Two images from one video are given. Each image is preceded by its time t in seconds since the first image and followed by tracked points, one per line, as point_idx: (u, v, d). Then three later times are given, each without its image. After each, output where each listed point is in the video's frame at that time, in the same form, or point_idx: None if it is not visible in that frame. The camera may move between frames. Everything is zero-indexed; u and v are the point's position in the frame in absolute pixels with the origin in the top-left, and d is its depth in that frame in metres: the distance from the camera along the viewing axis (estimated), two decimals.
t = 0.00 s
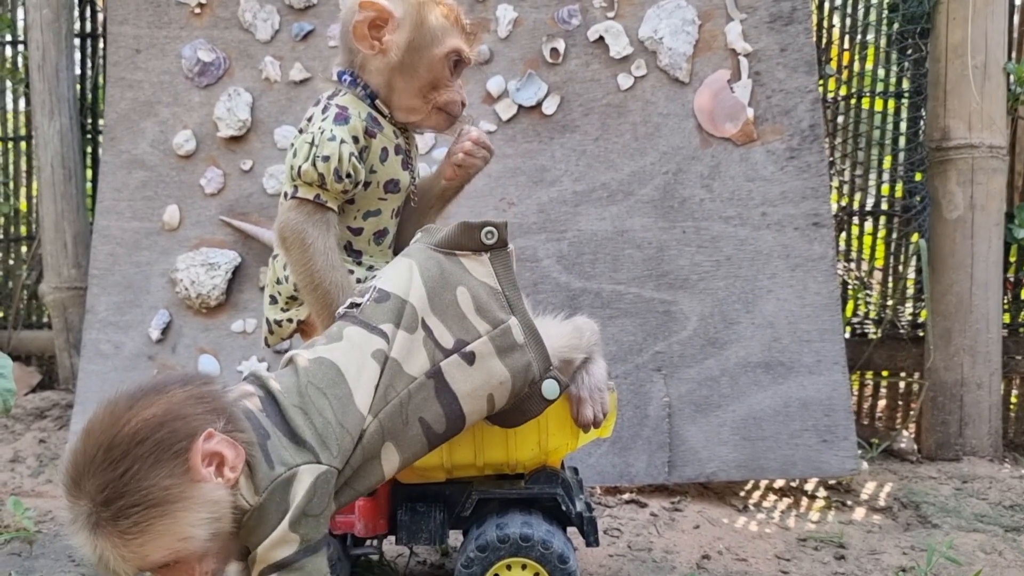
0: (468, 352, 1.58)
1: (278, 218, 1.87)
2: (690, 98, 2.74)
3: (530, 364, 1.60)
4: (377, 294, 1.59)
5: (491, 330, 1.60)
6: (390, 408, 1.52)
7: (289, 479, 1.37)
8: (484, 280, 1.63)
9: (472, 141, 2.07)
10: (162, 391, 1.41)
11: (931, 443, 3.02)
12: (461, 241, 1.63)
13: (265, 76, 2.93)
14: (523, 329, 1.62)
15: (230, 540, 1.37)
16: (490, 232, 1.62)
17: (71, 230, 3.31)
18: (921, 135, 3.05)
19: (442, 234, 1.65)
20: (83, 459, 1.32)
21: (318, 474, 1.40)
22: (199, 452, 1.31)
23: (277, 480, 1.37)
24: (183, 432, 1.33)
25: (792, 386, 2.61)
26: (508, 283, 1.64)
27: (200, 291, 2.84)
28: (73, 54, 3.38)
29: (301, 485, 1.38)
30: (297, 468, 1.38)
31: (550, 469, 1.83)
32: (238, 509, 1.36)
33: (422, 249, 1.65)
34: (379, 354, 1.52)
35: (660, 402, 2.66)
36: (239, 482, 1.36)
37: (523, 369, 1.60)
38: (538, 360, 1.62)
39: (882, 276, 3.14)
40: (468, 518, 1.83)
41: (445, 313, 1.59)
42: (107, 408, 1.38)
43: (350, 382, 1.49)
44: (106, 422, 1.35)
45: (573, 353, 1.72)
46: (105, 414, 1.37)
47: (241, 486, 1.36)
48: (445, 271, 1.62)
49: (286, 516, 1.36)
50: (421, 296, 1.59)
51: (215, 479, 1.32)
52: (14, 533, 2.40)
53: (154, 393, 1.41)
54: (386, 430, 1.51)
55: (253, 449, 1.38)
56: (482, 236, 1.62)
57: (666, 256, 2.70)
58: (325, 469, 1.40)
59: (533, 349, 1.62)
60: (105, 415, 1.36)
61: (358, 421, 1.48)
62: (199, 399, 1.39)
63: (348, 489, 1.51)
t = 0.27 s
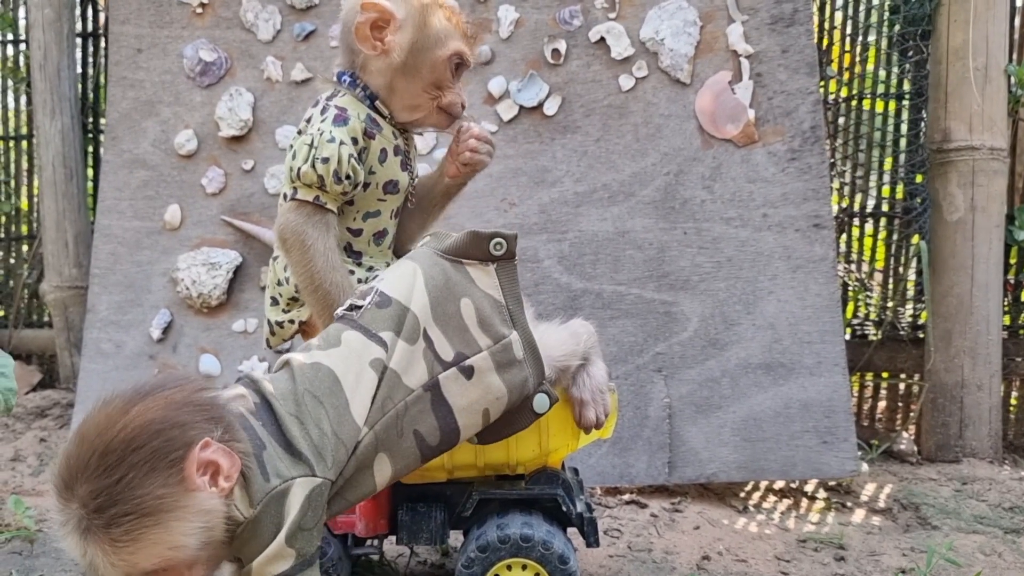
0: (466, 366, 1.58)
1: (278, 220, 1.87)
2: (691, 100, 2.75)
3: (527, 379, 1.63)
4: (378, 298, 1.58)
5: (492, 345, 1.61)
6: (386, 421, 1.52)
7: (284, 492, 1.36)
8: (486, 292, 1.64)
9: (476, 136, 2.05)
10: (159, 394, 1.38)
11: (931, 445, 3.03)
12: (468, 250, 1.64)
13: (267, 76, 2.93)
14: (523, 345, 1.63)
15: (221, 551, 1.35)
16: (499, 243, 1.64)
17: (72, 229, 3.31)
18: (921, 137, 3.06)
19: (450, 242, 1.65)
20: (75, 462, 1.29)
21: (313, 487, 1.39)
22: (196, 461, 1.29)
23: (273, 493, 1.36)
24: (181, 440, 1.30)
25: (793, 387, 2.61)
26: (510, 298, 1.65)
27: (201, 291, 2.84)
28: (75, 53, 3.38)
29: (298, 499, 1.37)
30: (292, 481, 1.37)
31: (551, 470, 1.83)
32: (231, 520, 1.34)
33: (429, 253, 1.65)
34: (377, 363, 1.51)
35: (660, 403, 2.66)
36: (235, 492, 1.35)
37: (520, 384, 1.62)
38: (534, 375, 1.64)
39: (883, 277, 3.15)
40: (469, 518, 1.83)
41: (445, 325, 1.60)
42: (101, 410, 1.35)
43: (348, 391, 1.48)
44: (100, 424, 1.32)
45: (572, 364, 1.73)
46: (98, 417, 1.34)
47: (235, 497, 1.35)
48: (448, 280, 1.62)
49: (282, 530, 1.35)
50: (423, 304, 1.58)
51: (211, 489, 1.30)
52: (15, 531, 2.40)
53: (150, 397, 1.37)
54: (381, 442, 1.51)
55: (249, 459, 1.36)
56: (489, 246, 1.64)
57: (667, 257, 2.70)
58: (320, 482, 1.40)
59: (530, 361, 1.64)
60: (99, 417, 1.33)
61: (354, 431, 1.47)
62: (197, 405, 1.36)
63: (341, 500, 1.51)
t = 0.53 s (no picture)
0: (469, 364, 1.59)
1: (292, 216, 1.90)
2: (691, 103, 2.76)
3: (531, 378, 1.64)
4: (380, 296, 1.59)
5: (497, 343, 1.62)
6: (390, 415, 1.53)
7: (290, 485, 1.36)
8: (490, 290, 1.65)
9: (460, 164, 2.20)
10: (165, 392, 1.38)
11: (930, 448, 3.04)
12: (473, 249, 1.65)
13: (268, 79, 2.94)
14: (527, 344, 1.65)
15: (223, 548, 1.35)
16: (503, 242, 1.64)
17: (73, 231, 3.32)
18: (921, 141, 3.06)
19: (454, 241, 1.66)
20: (80, 459, 1.29)
21: (319, 479, 1.39)
22: (200, 459, 1.29)
23: (279, 486, 1.35)
24: (185, 438, 1.30)
25: (792, 390, 2.62)
26: (513, 296, 1.66)
27: (202, 293, 2.85)
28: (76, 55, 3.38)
29: (307, 490, 1.37)
30: (299, 473, 1.37)
31: (552, 472, 1.83)
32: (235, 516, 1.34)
33: (432, 250, 1.67)
34: (379, 359, 1.53)
35: (660, 406, 2.67)
36: (240, 488, 1.34)
37: (524, 382, 1.63)
38: (539, 375, 1.65)
39: (882, 280, 3.16)
40: (470, 520, 1.84)
41: (449, 323, 1.61)
42: (106, 407, 1.35)
43: (350, 387, 1.49)
44: (106, 421, 1.32)
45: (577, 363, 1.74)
46: (104, 413, 1.34)
47: (241, 491, 1.34)
48: (453, 277, 1.63)
49: (296, 520, 1.35)
50: (427, 302, 1.60)
51: (213, 487, 1.30)
52: (16, 532, 2.40)
53: (156, 395, 1.37)
54: (383, 437, 1.52)
55: (254, 454, 1.36)
56: (494, 246, 1.64)
57: (667, 260, 2.71)
58: (326, 473, 1.40)
59: (534, 360, 1.64)
60: (105, 415, 1.33)
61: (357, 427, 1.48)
62: (202, 403, 1.36)
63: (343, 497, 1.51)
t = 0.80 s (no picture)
0: (473, 337, 1.62)
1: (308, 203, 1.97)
2: (692, 107, 2.76)
3: (540, 354, 1.64)
4: (387, 280, 1.61)
5: (505, 320, 1.63)
6: (417, 391, 1.53)
7: (322, 450, 1.37)
8: (495, 271, 1.66)
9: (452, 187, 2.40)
10: (188, 385, 1.38)
11: (930, 452, 3.04)
12: (478, 234, 1.68)
13: (270, 82, 2.95)
14: (534, 323, 1.66)
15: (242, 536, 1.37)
16: (507, 227, 1.68)
17: (75, 233, 3.32)
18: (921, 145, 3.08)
19: (459, 226, 1.69)
20: (103, 449, 1.29)
21: (349, 440, 1.41)
22: (220, 454, 1.30)
23: (314, 452, 1.37)
24: (205, 432, 1.31)
25: (793, 394, 2.62)
26: (517, 274, 1.68)
27: (203, 295, 2.85)
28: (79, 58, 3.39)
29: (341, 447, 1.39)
30: (329, 436, 1.39)
31: (553, 475, 1.84)
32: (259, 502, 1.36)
33: (438, 237, 1.68)
34: (390, 337, 1.52)
35: (661, 409, 2.67)
36: (273, 465, 1.35)
37: (533, 361, 1.64)
38: (547, 356, 1.66)
39: (883, 284, 3.17)
40: (472, 522, 1.84)
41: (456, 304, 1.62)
42: (131, 396, 1.35)
43: (363, 364, 1.49)
44: (129, 411, 1.32)
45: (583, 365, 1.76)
46: (127, 403, 1.34)
47: (274, 471, 1.35)
48: (458, 261, 1.65)
49: (341, 475, 1.37)
50: (435, 283, 1.60)
51: (233, 480, 1.31)
52: (17, 535, 2.41)
53: (179, 387, 1.37)
54: (411, 411, 1.52)
55: (277, 432, 1.37)
56: (499, 231, 1.68)
57: (668, 264, 2.71)
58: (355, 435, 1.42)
59: (542, 339, 1.65)
60: (127, 405, 1.33)
61: (377, 401, 1.47)
62: (223, 396, 1.37)
63: (381, 468, 1.51)
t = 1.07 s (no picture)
0: (514, 340, 1.62)
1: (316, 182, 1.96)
2: (694, 110, 2.76)
3: (578, 362, 1.62)
4: (439, 284, 1.59)
5: (545, 325, 1.61)
6: (465, 394, 1.53)
7: (391, 451, 1.34)
8: (541, 281, 1.66)
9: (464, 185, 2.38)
10: (270, 373, 1.34)
11: (932, 455, 3.04)
12: (523, 245, 1.68)
13: (272, 83, 2.95)
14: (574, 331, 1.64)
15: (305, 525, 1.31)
16: (551, 241, 1.69)
17: (77, 234, 3.32)
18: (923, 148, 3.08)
19: (506, 237, 1.69)
20: (186, 423, 1.26)
21: (411, 442, 1.39)
22: (300, 439, 1.25)
23: (382, 455, 1.33)
24: (285, 418, 1.26)
25: (794, 397, 2.62)
26: (562, 286, 1.68)
27: (205, 296, 2.85)
28: (81, 59, 3.39)
29: (404, 453, 1.36)
30: (396, 438, 1.36)
31: (555, 478, 1.84)
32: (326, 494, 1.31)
33: (486, 247, 1.68)
34: (444, 340, 1.51)
35: (663, 412, 2.67)
36: (341, 461, 1.30)
37: (571, 367, 1.61)
38: (585, 363, 1.63)
39: (885, 287, 3.16)
40: (474, 525, 1.84)
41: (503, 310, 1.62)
42: (216, 381, 1.32)
43: (421, 367, 1.47)
44: (213, 392, 1.29)
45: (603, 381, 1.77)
46: (215, 384, 1.31)
47: (342, 466, 1.31)
48: (508, 269, 1.64)
49: (400, 485, 1.35)
50: (486, 288, 1.59)
51: (308, 468, 1.26)
52: (18, 536, 2.40)
53: (259, 374, 1.34)
54: (458, 412, 1.52)
55: (349, 427, 1.32)
56: (542, 244, 1.68)
57: (669, 266, 2.71)
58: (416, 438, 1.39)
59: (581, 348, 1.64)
60: (215, 385, 1.30)
61: (430, 404, 1.46)
62: (303, 386, 1.33)
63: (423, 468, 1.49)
